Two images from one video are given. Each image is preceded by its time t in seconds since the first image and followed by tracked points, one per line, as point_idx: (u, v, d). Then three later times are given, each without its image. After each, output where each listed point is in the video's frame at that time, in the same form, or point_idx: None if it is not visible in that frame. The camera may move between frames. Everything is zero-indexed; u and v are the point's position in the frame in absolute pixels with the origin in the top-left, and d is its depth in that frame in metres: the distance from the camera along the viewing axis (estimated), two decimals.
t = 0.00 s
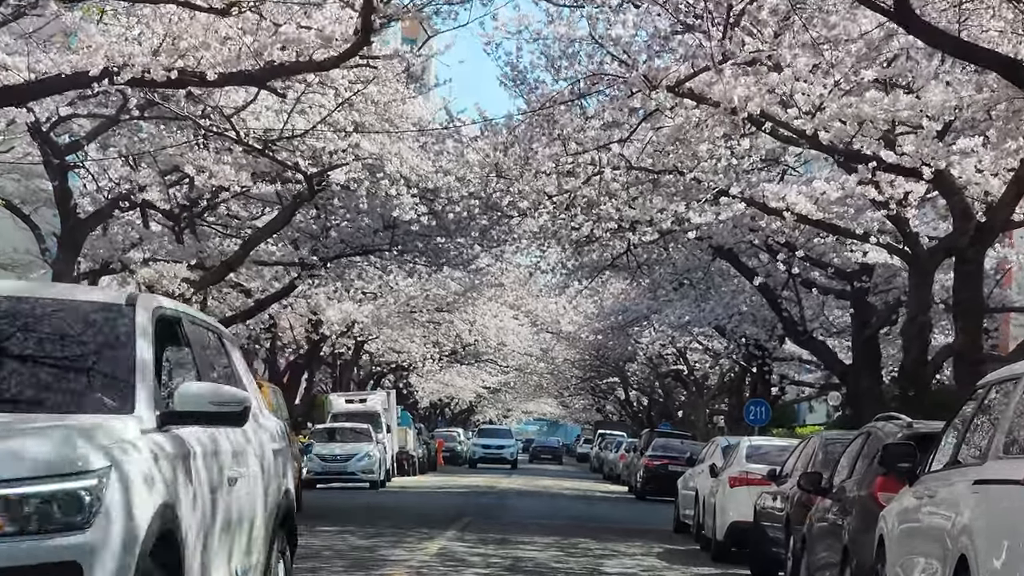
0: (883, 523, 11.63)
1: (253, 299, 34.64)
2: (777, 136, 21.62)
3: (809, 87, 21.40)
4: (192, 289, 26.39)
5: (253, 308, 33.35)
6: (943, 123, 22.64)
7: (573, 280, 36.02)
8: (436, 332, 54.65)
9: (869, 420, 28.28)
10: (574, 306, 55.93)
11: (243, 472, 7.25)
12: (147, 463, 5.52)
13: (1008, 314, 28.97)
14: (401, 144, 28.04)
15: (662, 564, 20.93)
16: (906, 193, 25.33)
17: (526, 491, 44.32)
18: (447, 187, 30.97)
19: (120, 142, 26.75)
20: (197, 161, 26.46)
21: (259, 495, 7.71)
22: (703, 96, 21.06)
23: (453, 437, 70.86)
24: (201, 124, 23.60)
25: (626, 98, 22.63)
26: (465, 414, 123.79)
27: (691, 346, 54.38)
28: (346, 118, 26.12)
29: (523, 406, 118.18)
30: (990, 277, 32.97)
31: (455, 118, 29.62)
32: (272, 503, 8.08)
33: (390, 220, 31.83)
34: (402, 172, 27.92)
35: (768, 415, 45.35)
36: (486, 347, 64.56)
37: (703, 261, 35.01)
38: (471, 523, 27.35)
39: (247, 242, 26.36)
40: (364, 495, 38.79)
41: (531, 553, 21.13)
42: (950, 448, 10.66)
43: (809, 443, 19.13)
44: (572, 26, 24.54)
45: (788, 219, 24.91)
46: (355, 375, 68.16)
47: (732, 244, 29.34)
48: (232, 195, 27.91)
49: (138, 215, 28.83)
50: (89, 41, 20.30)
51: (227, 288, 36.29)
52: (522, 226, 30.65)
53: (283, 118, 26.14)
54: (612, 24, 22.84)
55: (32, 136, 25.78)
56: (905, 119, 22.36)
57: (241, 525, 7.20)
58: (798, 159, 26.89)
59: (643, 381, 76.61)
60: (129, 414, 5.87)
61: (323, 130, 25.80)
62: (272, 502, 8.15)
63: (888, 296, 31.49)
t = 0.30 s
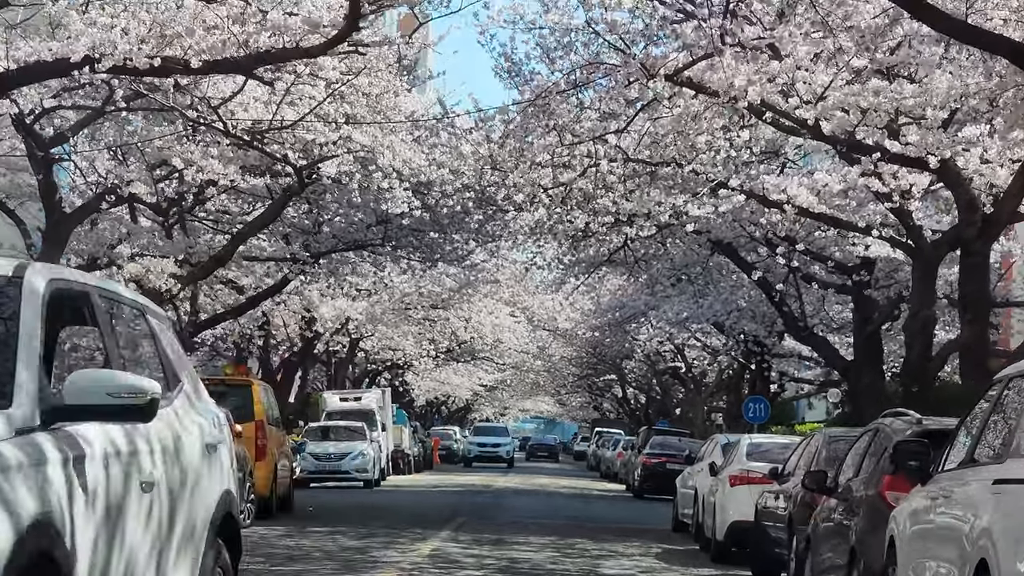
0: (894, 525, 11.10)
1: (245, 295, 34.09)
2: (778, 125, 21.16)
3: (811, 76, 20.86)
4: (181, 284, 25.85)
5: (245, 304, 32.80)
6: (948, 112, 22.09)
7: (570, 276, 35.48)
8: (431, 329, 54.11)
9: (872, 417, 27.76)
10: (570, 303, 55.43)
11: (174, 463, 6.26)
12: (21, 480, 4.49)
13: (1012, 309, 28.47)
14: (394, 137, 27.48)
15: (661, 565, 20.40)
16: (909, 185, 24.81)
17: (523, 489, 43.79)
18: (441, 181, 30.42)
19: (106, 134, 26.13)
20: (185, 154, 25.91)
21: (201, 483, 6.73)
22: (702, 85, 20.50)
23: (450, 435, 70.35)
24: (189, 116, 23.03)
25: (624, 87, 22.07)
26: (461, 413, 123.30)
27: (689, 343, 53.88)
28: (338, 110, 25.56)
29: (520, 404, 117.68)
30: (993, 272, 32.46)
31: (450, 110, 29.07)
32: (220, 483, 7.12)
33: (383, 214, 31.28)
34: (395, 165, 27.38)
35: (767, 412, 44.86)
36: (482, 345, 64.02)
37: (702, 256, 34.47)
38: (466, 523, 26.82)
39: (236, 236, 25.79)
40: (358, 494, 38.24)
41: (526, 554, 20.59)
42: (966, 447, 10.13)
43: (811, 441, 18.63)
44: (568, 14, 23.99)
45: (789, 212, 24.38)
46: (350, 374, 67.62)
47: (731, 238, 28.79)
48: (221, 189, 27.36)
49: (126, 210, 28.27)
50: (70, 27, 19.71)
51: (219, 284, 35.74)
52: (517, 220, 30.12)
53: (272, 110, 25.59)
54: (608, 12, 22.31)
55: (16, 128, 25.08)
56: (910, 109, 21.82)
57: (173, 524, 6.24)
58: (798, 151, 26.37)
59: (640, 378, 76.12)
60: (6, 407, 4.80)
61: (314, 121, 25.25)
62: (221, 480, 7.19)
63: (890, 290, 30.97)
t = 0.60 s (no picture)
0: (909, 527, 10.52)
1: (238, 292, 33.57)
2: (781, 116, 20.68)
3: (814, 64, 20.34)
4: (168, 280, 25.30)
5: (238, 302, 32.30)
6: (955, 102, 21.53)
7: (568, 272, 34.97)
8: (428, 327, 53.61)
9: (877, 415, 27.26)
10: (568, 300, 54.95)
11: (106, 458, 5.47)
12: None
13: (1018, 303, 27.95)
14: (387, 130, 26.95)
15: (662, 567, 19.85)
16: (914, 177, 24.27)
17: (521, 488, 43.25)
18: (436, 174, 29.89)
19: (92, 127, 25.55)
20: (174, 147, 25.38)
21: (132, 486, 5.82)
22: (704, 74, 19.95)
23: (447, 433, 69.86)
24: (177, 107, 22.48)
25: (624, 77, 21.55)
26: (459, 412, 122.88)
27: (688, 340, 53.40)
28: (330, 102, 25.03)
29: (518, 403, 117.25)
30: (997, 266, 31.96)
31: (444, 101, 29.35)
32: (159, 483, 6.34)
33: (378, 209, 30.77)
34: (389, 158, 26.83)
35: (768, 410, 44.36)
36: (479, 343, 63.54)
37: (702, 251, 33.95)
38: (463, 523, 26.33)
39: (226, 231, 25.22)
40: (354, 494, 37.70)
41: (523, 556, 20.03)
42: (987, 445, 9.55)
43: (817, 439, 18.09)
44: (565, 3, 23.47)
45: (792, 204, 23.86)
46: (346, 373, 67.14)
47: (732, 232, 28.26)
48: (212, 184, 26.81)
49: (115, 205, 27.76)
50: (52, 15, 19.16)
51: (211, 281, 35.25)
52: (514, 215, 29.61)
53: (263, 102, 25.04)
54: None
55: None
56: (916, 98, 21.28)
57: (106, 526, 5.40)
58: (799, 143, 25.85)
59: (639, 376, 75.67)
60: None
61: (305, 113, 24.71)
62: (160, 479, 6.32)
63: (893, 286, 30.46)
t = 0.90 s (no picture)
0: (929, 529, 9.95)
1: (233, 290, 33.02)
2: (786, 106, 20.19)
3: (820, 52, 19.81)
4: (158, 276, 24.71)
5: (233, 300, 31.75)
6: (964, 91, 20.99)
7: (568, 269, 34.42)
8: (427, 326, 53.06)
9: (883, 413, 26.70)
10: (568, 298, 54.45)
11: None
12: None
13: None
14: (383, 122, 26.43)
15: (665, 570, 19.30)
16: (922, 169, 23.73)
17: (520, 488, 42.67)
18: (433, 168, 29.38)
19: (80, 120, 24.92)
20: (166, 141, 24.76)
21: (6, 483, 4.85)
22: (707, 62, 19.39)
23: (447, 433, 69.32)
24: (166, 99, 21.93)
25: (625, 66, 21.01)
26: (459, 412, 122.49)
27: (690, 339, 52.91)
28: (324, 94, 24.49)
29: (519, 403, 116.80)
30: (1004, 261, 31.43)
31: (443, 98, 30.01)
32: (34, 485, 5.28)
33: (375, 205, 30.22)
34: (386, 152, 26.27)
35: (771, 408, 43.83)
36: (478, 342, 63.07)
37: (705, 247, 33.38)
38: (461, 524, 25.77)
39: (218, 226, 24.62)
40: (351, 495, 37.15)
41: (522, 558, 19.48)
42: (1015, 443, 8.98)
43: (826, 437, 17.52)
44: None
45: (796, 197, 23.33)
46: (345, 372, 66.66)
47: (734, 227, 27.71)
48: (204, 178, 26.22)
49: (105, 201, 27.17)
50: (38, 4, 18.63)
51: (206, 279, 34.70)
52: (512, 210, 29.08)
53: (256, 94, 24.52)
54: None
55: None
56: (924, 86, 20.73)
57: None
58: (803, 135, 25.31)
59: (640, 375, 75.20)
60: None
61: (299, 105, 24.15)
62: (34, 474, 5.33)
63: (899, 281, 29.93)
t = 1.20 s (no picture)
0: (958, 532, 9.37)
1: (232, 288, 32.45)
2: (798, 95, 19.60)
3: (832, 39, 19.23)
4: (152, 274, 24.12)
5: (232, 298, 31.18)
6: (981, 79, 20.40)
7: (574, 265, 33.82)
8: (430, 325, 52.50)
9: (896, 411, 26.11)
10: (573, 297, 53.89)
11: None
12: None
13: None
14: (384, 116, 25.87)
15: (674, 573, 18.73)
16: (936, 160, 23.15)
17: (525, 489, 42.08)
18: (435, 163, 28.85)
19: (73, 114, 24.32)
20: (160, 135, 24.15)
21: None
22: (716, 50, 18.80)
23: (451, 433, 68.75)
24: (161, 91, 21.37)
25: (631, 55, 20.44)
26: (463, 412, 121.96)
27: (696, 337, 52.35)
28: (323, 87, 23.93)
29: (523, 403, 116.28)
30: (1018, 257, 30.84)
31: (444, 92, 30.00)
32: None
33: (376, 200, 29.65)
34: (386, 146, 25.69)
35: (779, 407, 43.25)
36: (482, 341, 62.51)
37: (712, 242, 32.78)
38: (464, 527, 25.19)
39: (215, 222, 24.05)
40: (354, 496, 36.60)
41: (526, 561, 18.91)
42: None
43: (841, 436, 16.92)
44: None
45: (807, 191, 22.76)
46: (348, 372, 66.11)
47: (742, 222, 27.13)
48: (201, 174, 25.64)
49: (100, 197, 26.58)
50: None
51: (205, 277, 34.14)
52: (516, 206, 28.53)
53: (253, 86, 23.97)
54: None
55: None
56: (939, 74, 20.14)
57: None
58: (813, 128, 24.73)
59: (646, 374, 74.63)
60: None
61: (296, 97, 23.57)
62: None
63: (911, 277, 29.34)
